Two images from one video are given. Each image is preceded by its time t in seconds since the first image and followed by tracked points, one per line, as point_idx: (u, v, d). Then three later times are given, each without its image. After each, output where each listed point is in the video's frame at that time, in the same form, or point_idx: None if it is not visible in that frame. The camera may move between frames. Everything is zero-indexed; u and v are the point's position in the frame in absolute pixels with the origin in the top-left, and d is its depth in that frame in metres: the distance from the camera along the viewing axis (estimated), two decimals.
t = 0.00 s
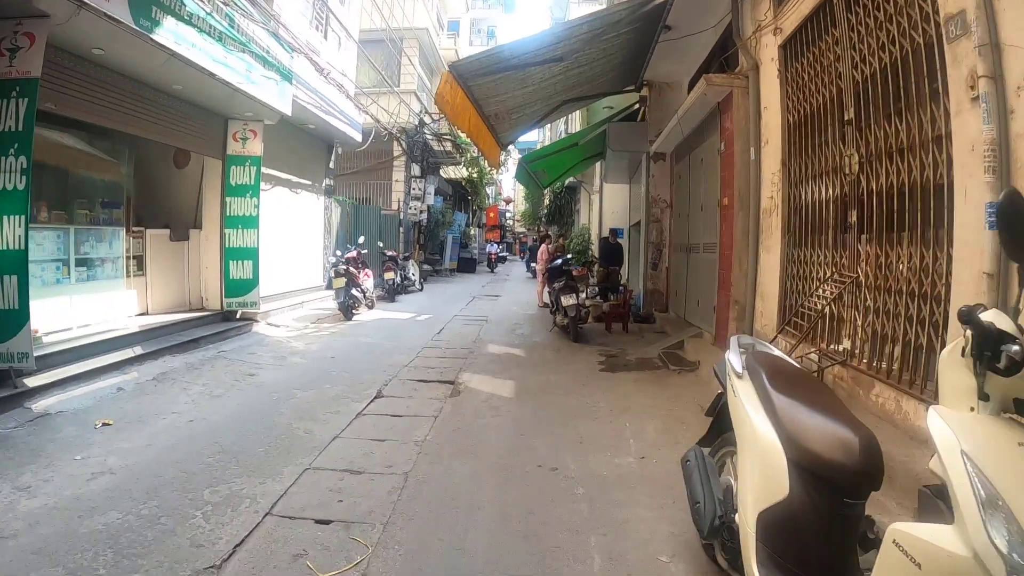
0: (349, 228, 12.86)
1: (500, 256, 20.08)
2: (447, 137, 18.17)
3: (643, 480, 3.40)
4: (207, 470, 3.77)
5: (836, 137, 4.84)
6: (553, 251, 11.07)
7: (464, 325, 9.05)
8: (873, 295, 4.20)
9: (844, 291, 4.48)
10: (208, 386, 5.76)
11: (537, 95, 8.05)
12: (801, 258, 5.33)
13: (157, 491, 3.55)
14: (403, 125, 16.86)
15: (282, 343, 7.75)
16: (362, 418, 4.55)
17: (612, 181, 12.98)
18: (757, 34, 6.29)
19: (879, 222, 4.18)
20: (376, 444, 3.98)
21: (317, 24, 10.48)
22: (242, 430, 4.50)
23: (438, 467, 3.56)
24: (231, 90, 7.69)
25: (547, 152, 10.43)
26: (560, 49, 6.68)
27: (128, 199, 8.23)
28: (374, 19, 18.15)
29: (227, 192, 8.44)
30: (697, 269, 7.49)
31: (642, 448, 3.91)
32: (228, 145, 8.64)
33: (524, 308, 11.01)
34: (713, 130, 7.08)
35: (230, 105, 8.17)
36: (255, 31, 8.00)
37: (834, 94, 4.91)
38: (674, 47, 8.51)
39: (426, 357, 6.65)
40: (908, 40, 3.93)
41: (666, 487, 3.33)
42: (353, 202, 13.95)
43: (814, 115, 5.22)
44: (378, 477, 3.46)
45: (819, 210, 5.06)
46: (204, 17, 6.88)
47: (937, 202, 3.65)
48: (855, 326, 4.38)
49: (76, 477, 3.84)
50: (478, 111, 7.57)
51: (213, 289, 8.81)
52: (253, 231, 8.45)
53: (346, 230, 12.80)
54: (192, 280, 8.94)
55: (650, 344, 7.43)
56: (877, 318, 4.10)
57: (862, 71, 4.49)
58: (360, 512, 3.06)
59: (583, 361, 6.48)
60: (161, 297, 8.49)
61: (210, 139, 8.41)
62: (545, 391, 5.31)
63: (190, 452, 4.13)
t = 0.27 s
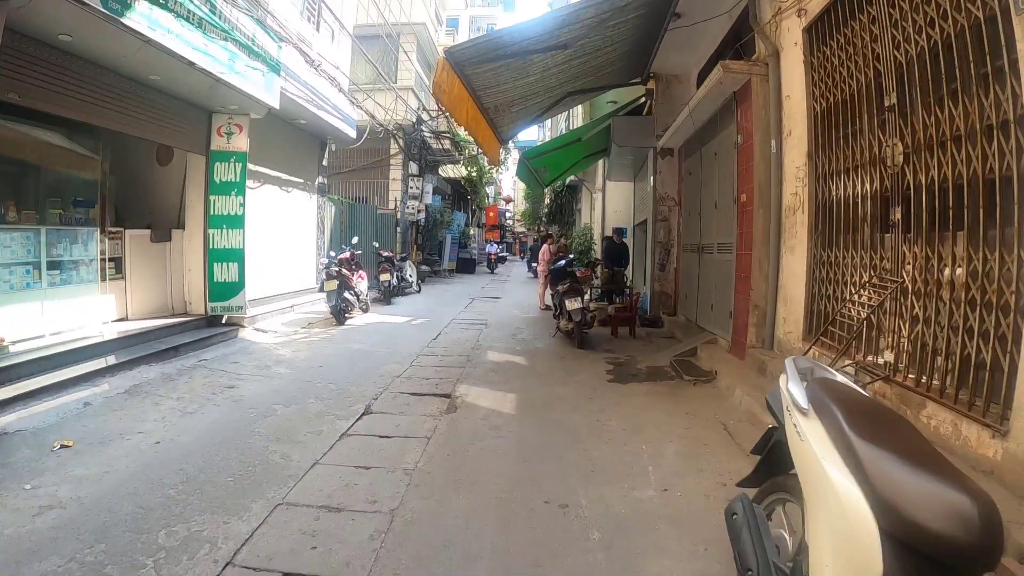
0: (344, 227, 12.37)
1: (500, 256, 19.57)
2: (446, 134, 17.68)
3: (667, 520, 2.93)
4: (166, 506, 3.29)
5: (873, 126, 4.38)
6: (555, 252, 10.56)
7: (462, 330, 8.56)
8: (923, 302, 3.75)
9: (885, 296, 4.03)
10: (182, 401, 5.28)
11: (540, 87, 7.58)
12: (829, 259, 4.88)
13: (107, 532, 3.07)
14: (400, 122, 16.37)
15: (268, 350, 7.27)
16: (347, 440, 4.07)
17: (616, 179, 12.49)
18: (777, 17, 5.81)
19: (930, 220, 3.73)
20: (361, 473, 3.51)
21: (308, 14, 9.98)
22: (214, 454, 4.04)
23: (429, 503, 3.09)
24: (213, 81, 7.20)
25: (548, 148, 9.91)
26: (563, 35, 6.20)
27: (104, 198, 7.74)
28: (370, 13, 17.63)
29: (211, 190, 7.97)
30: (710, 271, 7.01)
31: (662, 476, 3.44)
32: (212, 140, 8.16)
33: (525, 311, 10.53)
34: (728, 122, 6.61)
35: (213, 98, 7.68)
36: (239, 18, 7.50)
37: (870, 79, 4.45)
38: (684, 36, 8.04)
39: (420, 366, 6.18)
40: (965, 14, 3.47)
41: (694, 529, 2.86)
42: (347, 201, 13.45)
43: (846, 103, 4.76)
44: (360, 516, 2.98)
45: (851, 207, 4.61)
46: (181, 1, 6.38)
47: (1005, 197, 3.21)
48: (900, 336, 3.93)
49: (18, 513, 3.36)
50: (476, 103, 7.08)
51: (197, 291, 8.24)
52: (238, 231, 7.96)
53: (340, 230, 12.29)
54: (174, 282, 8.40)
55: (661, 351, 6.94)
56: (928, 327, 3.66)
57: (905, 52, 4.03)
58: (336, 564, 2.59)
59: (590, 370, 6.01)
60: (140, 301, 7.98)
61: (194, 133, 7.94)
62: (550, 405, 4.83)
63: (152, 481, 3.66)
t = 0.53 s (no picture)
0: (339, 227, 12.03)
1: (500, 257, 19.25)
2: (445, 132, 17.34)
3: (688, 554, 2.60)
4: (131, 535, 2.96)
5: (902, 118, 4.08)
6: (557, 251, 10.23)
7: (460, 333, 8.24)
8: (965, 307, 3.44)
9: (919, 301, 3.73)
10: (162, 412, 4.95)
11: (541, 80, 7.27)
12: (851, 260, 4.59)
13: (62, 566, 2.74)
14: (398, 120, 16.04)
15: (257, 356, 6.94)
16: (334, 458, 3.74)
17: (619, 177, 12.15)
18: (792, 4, 5.49)
19: (971, 219, 3.42)
20: (347, 497, 3.18)
21: (301, 8, 9.65)
22: (192, 471, 3.73)
23: (422, 534, 2.76)
24: (200, 74, 6.87)
25: (548, 145, 9.56)
26: (566, 24, 5.88)
27: (83, 196, 7.37)
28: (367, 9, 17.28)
29: (199, 188, 7.65)
30: (719, 272, 6.69)
31: (678, 500, 3.14)
32: (200, 136, 7.83)
33: (525, 313, 10.20)
34: (739, 117, 6.30)
35: (202, 92, 7.35)
36: (228, 8, 7.17)
37: (897, 67, 4.16)
38: (692, 28, 7.72)
39: (416, 372, 5.86)
40: None
41: (720, 564, 2.53)
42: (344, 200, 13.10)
43: (870, 93, 4.45)
44: (344, 550, 2.65)
45: (879, 205, 4.31)
46: None
47: None
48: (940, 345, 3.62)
49: None
50: (474, 96, 6.76)
51: (185, 294, 8.01)
52: (228, 231, 7.65)
53: (336, 229, 11.95)
54: (161, 284, 8.13)
55: (669, 356, 6.62)
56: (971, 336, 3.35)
57: (940, 37, 3.72)
58: None
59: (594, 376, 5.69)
60: (126, 304, 7.67)
61: (182, 130, 7.63)
62: (554, 417, 4.51)
63: (121, 503, 3.35)
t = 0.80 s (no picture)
0: (335, 226, 11.68)
1: (500, 257, 18.94)
2: (443, 131, 17.03)
3: None
4: (91, 567, 2.66)
5: (935, 109, 3.78)
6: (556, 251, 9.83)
7: (459, 337, 7.92)
8: (1009, 313, 3.15)
9: (956, 306, 3.44)
10: (141, 425, 4.65)
11: (543, 73, 6.96)
12: (876, 262, 4.30)
13: None
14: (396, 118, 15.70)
15: (247, 360, 6.63)
16: (319, 477, 3.44)
17: (621, 175, 11.84)
18: None
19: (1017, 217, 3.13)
20: (332, 524, 2.87)
21: None
22: (166, 491, 3.43)
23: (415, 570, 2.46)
24: (186, 66, 6.55)
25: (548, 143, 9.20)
26: (570, 12, 5.56)
27: (64, 194, 7.04)
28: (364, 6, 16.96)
29: (186, 186, 7.34)
30: (728, 273, 6.38)
31: (698, 527, 2.83)
32: (188, 132, 7.52)
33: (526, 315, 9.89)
34: (751, 110, 5.99)
35: (190, 86, 7.03)
36: None
37: (928, 55, 3.86)
38: (701, 19, 7.41)
39: (411, 378, 5.55)
40: None
41: None
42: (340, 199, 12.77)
43: (898, 83, 4.14)
44: None
45: (908, 202, 4.01)
46: None
47: None
48: (979, 353, 3.33)
49: None
50: (473, 90, 6.43)
51: (173, 296, 7.74)
52: (216, 231, 7.34)
53: (331, 229, 11.60)
54: (148, 285, 7.77)
55: (677, 361, 6.30)
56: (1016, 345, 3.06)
57: (979, 20, 3.41)
58: None
59: (600, 383, 5.38)
60: (112, 307, 7.32)
61: (169, 125, 7.32)
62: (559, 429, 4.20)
63: (85, 528, 3.05)
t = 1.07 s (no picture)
0: (328, 225, 11.15)
1: (500, 257, 18.47)
2: (442, 128, 16.54)
3: None
4: None
5: (992, 92, 3.31)
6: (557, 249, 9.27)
7: (457, 341, 7.43)
8: None
9: None
10: (102, 446, 4.19)
11: (547, 61, 6.48)
12: (918, 264, 3.85)
13: None
14: (395, 114, 15.20)
15: (227, 369, 6.17)
16: (291, 514, 2.98)
17: (626, 172, 11.37)
18: None
19: None
20: None
21: None
22: (115, 529, 2.97)
23: None
24: (162, 54, 6.07)
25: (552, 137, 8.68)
26: None
27: (32, 191, 6.55)
28: None
29: (165, 183, 6.88)
30: (745, 274, 5.92)
31: None
32: (167, 125, 7.04)
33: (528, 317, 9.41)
34: (773, 99, 5.51)
35: (167, 76, 6.54)
36: None
37: (983, 30, 3.39)
38: (713, 4, 6.94)
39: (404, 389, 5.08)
40: None
41: None
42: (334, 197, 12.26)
43: (945, 64, 3.68)
44: None
45: (959, 198, 3.55)
46: None
47: None
48: None
49: None
50: (472, 79, 5.95)
51: (152, 299, 7.29)
52: (197, 230, 6.88)
53: (325, 228, 11.08)
54: (126, 288, 7.27)
55: (690, 370, 5.84)
56: None
57: None
58: None
59: (611, 392, 4.91)
60: (86, 312, 6.82)
61: (146, 118, 6.84)
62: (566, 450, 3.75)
63: None
